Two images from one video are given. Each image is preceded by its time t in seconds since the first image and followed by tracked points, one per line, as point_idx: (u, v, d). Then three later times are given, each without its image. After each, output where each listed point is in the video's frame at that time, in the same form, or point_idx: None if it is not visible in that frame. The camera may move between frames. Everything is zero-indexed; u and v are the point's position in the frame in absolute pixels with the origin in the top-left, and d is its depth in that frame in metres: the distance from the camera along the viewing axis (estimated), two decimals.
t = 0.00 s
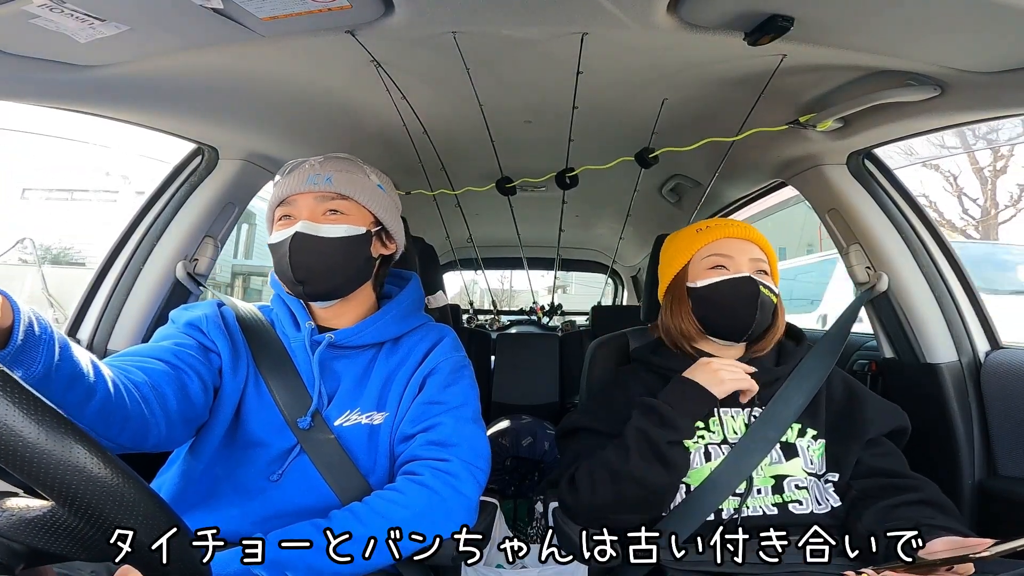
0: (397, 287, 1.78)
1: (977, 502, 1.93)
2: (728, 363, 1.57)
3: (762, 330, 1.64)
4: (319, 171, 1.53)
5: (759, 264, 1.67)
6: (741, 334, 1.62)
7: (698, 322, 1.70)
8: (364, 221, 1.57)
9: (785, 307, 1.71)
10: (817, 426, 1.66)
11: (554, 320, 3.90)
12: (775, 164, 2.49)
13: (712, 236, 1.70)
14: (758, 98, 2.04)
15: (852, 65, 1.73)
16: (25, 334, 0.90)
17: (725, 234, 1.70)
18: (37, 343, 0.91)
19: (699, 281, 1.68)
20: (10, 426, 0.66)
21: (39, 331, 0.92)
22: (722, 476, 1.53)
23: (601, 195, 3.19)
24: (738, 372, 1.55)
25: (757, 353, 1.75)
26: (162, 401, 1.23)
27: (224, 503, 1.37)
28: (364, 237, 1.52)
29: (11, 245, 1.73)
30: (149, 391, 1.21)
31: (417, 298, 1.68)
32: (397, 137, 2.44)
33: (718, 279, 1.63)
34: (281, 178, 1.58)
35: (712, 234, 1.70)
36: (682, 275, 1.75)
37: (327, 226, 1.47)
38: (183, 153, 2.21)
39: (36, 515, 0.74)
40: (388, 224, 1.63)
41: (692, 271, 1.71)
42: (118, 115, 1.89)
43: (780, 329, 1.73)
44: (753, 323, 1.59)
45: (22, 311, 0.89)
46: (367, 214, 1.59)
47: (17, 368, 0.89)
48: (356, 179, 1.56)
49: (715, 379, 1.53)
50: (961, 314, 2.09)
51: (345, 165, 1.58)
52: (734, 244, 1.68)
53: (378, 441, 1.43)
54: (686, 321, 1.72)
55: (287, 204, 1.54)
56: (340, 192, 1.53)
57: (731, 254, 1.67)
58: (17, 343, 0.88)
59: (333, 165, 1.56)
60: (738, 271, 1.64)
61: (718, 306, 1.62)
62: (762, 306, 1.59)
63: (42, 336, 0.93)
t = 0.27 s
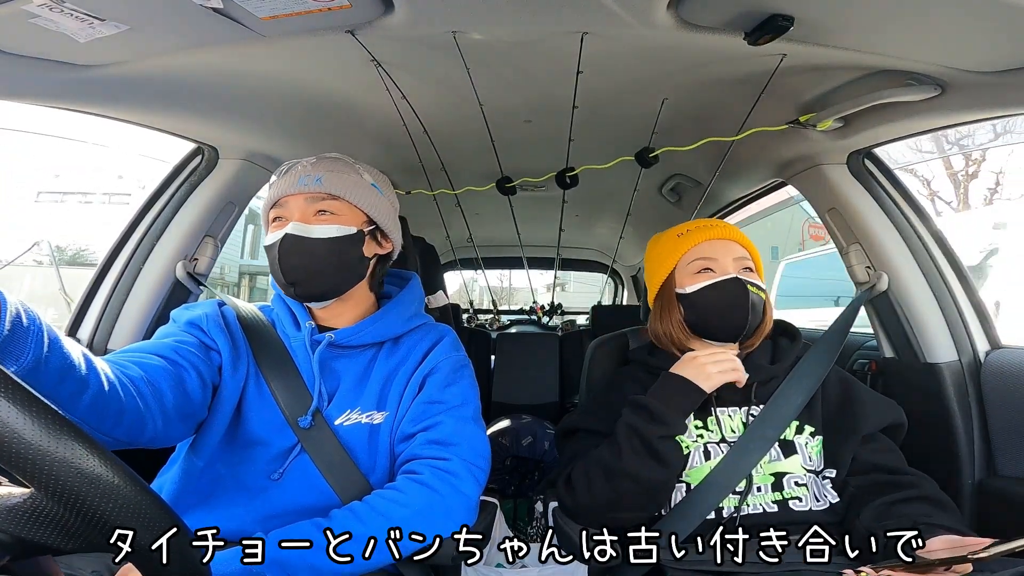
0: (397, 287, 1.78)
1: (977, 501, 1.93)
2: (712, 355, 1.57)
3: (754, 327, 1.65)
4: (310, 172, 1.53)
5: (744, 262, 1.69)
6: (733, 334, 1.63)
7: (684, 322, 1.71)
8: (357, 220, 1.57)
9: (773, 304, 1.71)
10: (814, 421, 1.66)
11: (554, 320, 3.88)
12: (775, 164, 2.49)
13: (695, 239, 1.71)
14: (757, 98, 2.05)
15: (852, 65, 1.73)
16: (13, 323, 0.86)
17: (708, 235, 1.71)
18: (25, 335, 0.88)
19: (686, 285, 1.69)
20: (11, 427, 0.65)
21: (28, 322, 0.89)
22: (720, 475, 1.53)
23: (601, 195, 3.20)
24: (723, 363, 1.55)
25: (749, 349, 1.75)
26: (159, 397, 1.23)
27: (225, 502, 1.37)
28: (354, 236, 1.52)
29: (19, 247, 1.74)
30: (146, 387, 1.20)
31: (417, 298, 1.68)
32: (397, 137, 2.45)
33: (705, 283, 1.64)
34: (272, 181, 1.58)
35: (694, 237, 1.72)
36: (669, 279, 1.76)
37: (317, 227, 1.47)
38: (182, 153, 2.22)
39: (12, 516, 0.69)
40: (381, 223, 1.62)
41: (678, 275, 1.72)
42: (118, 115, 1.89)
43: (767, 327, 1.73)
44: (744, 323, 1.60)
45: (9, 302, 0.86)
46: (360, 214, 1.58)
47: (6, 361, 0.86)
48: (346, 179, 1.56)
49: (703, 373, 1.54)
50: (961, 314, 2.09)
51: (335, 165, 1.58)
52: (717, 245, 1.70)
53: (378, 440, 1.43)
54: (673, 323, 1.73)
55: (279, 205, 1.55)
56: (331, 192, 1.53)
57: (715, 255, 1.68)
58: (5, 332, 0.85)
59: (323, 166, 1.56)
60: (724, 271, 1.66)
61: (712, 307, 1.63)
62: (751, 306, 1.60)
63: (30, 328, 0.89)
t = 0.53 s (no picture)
0: (399, 288, 1.78)
1: (977, 500, 1.93)
2: (705, 352, 1.58)
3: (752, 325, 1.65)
4: (323, 173, 1.54)
5: (741, 261, 1.69)
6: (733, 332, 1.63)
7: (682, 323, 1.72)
8: (367, 222, 1.57)
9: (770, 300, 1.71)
10: (815, 420, 1.66)
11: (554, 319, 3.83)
12: (775, 163, 2.49)
13: (690, 239, 1.71)
14: (757, 98, 2.05)
15: (852, 65, 1.73)
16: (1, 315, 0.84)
17: (703, 235, 1.72)
18: (13, 326, 0.85)
19: (684, 284, 1.69)
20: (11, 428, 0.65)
21: (18, 315, 0.87)
22: (721, 474, 1.53)
23: (601, 195, 3.20)
24: (719, 360, 1.57)
25: (749, 347, 1.75)
26: (159, 393, 1.23)
27: (226, 501, 1.37)
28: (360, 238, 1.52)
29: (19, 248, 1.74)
30: (146, 383, 1.21)
31: (419, 297, 1.68)
32: (397, 137, 2.45)
33: (702, 283, 1.64)
34: (282, 180, 1.58)
35: (689, 237, 1.72)
36: (667, 280, 1.76)
37: (331, 226, 1.47)
38: (182, 153, 2.22)
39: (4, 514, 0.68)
40: (391, 227, 1.63)
41: (676, 275, 1.72)
42: (118, 115, 1.89)
43: (768, 323, 1.74)
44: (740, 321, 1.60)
45: None
46: (370, 216, 1.58)
47: None
48: (359, 180, 1.56)
49: (702, 372, 1.54)
50: (962, 313, 2.09)
51: (347, 167, 1.58)
52: (712, 245, 1.70)
53: (379, 439, 1.43)
54: (671, 323, 1.74)
55: (291, 203, 1.54)
56: (343, 193, 1.53)
57: (710, 255, 1.68)
58: None
59: (336, 167, 1.56)
60: (722, 270, 1.66)
61: (711, 306, 1.62)
62: (746, 302, 1.60)
63: (20, 320, 0.87)
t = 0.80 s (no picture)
0: (398, 287, 1.78)
1: (977, 500, 1.93)
2: (706, 353, 1.58)
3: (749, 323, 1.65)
4: (321, 172, 1.54)
5: (734, 260, 1.69)
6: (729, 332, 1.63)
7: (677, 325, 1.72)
8: (365, 222, 1.56)
9: (767, 297, 1.71)
10: (814, 420, 1.66)
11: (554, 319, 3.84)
12: (775, 163, 2.49)
13: (681, 241, 1.72)
14: (757, 98, 2.05)
15: (853, 65, 1.73)
16: None
17: (695, 237, 1.72)
18: None
19: (676, 287, 1.70)
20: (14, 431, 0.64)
21: None
22: (722, 473, 1.53)
23: (601, 195, 3.20)
24: (721, 362, 1.57)
25: (749, 344, 1.75)
26: (148, 390, 1.23)
27: (225, 501, 1.37)
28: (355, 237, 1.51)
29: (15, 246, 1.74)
30: (134, 381, 1.21)
31: (418, 297, 1.68)
32: (397, 137, 2.45)
33: (694, 285, 1.65)
34: (282, 181, 1.58)
35: (680, 239, 1.72)
36: (661, 282, 1.77)
37: (327, 225, 1.47)
38: (182, 153, 2.21)
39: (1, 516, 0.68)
40: (389, 227, 1.62)
41: (669, 277, 1.73)
42: (118, 115, 1.89)
43: (764, 321, 1.73)
44: (734, 320, 1.60)
45: None
46: (368, 216, 1.58)
47: None
48: (356, 180, 1.56)
49: (704, 374, 1.54)
50: (961, 313, 2.09)
51: (345, 167, 1.58)
52: (704, 245, 1.70)
53: (378, 437, 1.43)
54: (666, 325, 1.74)
55: (289, 203, 1.54)
56: (341, 192, 1.53)
57: (702, 255, 1.68)
58: None
59: (334, 167, 1.56)
60: (715, 270, 1.66)
61: (706, 306, 1.63)
62: (739, 301, 1.59)
63: None
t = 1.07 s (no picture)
0: (397, 287, 1.78)
1: (977, 500, 1.93)
2: (711, 356, 1.59)
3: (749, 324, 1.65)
4: (314, 179, 1.53)
5: (734, 260, 1.68)
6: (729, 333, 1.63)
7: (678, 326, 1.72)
8: (361, 227, 1.56)
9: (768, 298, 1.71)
10: (814, 420, 1.66)
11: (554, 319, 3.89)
12: (775, 163, 2.49)
13: (680, 241, 1.72)
14: (757, 98, 2.05)
15: (853, 65, 1.73)
16: None
17: (694, 236, 1.71)
18: None
19: (676, 287, 1.70)
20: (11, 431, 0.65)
21: None
22: (722, 474, 1.53)
23: (601, 195, 3.20)
24: (726, 364, 1.57)
25: (750, 343, 1.75)
26: (137, 394, 1.23)
27: (225, 501, 1.36)
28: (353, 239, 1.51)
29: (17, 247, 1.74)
30: (122, 385, 1.21)
31: (417, 297, 1.68)
32: (398, 137, 2.45)
33: (693, 285, 1.65)
34: (276, 185, 1.58)
35: (679, 239, 1.72)
36: (661, 283, 1.77)
37: (321, 232, 1.47)
38: (182, 153, 2.21)
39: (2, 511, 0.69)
40: (385, 228, 1.62)
41: (669, 278, 1.73)
42: (118, 115, 1.89)
43: (765, 322, 1.73)
44: (734, 321, 1.60)
45: None
46: (363, 220, 1.58)
47: None
48: (351, 184, 1.55)
49: (708, 376, 1.55)
50: (961, 313, 2.09)
51: (339, 172, 1.57)
52: (704, 245, 1.70)
53: (377, 438, 1.42)
54: (666, 327, 1.75)
55: (284, 210, 1.55)
56: (335, 199, 1.52)
57: (702, 255, 1.68)
58: None
59: (327, 172, 1.55)
60: (716, 271, 1.65)
61: (706, 307, 1.62)
62: (739, 301, 1.59)
63: None
